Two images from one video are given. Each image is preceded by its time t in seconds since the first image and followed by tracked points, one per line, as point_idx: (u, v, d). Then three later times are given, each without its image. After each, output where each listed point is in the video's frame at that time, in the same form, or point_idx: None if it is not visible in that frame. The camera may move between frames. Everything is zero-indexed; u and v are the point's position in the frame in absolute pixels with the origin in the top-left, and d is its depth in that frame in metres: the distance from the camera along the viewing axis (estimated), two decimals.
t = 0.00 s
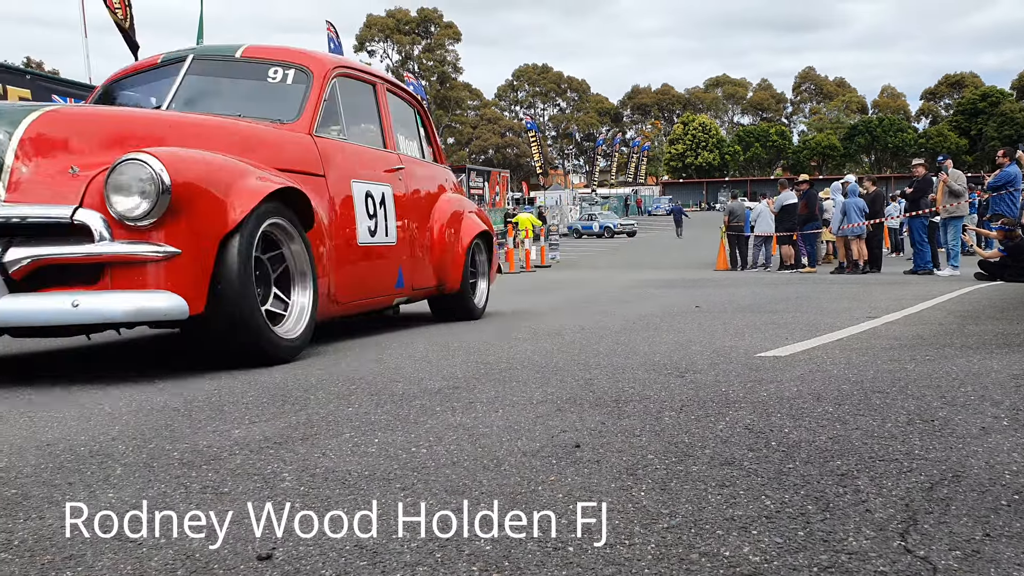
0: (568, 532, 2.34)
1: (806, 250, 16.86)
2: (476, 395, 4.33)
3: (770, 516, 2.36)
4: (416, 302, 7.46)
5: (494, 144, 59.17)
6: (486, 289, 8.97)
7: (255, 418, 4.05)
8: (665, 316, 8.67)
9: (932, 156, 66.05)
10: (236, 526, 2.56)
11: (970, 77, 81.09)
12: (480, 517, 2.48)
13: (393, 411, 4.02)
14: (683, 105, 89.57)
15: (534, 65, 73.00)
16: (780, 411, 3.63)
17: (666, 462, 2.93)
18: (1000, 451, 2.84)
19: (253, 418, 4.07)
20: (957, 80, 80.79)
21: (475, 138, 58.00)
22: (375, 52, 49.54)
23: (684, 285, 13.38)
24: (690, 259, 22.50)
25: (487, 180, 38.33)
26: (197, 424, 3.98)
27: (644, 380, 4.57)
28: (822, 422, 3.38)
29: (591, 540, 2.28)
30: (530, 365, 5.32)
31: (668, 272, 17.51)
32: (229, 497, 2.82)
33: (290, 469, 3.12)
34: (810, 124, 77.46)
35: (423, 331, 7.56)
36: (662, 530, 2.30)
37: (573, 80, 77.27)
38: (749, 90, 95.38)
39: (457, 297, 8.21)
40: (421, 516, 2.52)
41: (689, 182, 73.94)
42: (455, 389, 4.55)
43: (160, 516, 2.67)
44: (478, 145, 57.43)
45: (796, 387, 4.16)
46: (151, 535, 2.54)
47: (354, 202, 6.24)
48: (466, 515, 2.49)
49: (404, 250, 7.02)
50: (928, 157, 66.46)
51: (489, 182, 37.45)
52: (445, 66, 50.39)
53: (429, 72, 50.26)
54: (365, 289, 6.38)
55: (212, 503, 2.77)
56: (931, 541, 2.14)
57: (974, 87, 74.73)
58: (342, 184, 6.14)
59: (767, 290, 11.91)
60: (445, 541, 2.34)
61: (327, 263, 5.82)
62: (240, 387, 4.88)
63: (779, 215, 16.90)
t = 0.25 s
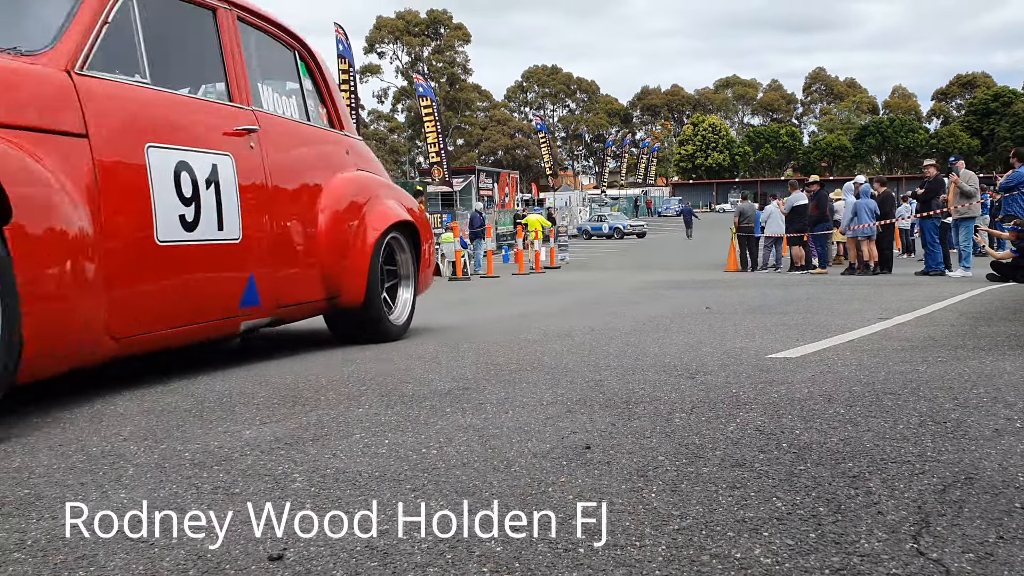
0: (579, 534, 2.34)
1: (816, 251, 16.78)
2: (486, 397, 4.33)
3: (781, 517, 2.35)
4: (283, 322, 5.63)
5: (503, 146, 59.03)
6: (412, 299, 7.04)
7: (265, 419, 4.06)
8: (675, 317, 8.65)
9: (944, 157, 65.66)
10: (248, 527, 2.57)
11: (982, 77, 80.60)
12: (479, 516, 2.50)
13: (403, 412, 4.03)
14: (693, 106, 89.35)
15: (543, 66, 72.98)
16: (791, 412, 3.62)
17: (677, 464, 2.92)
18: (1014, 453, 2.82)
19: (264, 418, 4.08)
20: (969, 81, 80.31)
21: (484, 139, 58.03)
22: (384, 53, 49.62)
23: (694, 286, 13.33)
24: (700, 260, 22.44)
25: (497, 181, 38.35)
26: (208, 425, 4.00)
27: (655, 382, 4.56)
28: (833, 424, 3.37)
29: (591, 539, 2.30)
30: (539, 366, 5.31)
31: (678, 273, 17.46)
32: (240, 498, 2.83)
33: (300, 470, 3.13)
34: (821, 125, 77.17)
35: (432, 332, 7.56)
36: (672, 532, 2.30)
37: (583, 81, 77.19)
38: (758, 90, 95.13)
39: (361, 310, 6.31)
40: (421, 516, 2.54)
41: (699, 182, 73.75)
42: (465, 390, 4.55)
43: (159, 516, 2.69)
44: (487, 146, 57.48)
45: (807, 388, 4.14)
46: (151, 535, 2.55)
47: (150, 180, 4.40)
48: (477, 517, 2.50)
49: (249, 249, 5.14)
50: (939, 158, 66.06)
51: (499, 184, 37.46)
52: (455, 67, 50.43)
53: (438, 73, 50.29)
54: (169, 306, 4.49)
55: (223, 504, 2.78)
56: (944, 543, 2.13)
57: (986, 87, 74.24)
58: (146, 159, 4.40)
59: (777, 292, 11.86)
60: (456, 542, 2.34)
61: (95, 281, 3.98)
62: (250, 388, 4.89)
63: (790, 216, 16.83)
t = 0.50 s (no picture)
0: (584, 540, 2.33)
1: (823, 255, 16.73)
2: (492, 402, 4.33)
3: (789, 523, 2.34)
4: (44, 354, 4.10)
5: (509, 153, 59.70)
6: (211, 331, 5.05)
7: (272, 425, 4.07)
8: (681, 322, 8.63)
9: (951, 161, 65.42)
10: (255, 533, 2.57)
11: (989, 80, 80.33)
12: (479, 517, 2.54)
13: (410, 417, 4.03)
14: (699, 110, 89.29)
15: (549, 71, 73.06)
16: (799, 418, 3.60)
17: (684, 469, 2.91)
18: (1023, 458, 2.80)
19: (271, 424, 4.09)
20: (975, 84, 80.08)
21: (490, 144, 58.08)
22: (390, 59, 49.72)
23: (700, 291, 13.31)
24: (706, 264, 22.42)
25: (503, 186, 38.38)
26: (214, 430, 4.00)
27: (661, 387, 4.55)
28: (841, 429, 3.35)
29: (590, 539, 2.33)
30: (545, 371, 5.30)
31: (684, 277, 17.40)
32: (246, 504, 2.83)
33: (307, 476, 3.13)
34: (827, 129, 77.05)
35: (438, 338, 7.56)
36: (679, 538, 2.29)
37: (588, 86, 77.23)
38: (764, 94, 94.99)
39: (96, 362, 4.23)
40: (426, 522, 2.54)
41: (706, 187, 73.67)
42: (472, 395, 4.55)
43: (159, 516, 2.75)
44: (493, 151, 57.55)
45: (814, 393, 4.13)
46: (151, 534, 2.61)
47: None
48: (483, 523, 2.49)
49: None
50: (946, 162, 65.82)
51: (505, 188, 37.49)
52: (460, 73, 50.51)
53: (444, 79, 50.37)
54: None
55: (229, 510, 2.78)
56: (952, 549, 2.12)
57: (993, 91, 73.99)
58: None
59: (784, 296, 11.82)
60: (462, 548, 2.34)
61: None
62: (257, 394, 4.90)
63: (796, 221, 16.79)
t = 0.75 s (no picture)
0: (587, 541, 2.33)
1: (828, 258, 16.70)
2: (495, 405, 4.33)
3: (793, 525, 2.34)
4: None
5: (513, 155, 59.22)
6: None
7: (276, 427, 4.07)
8: (685, 325, 8.61)
9: (955, 163, 65.28)
10: (258, 535, 2.57)
11: (993, 82, 80.17)
12: (479, 518, 2.56)
13: (413, 420, 4.03)
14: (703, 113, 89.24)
15: (553, 74, 73.11)
16: (802, 420, 3.59)
17: (687, 471, 2.91)
18: None
19: (275, 427, 4.10)
20: (979, 87, 79.94)
21: (494, 147, 58.10)
22: (394, 63, 49.81)
23: (704, 294, 13.29)
24: (710, 267, 22.39)
25: (507, 189, 38.40)
26: (219, 433, 4.01)
27: (665, 389, 4.55)
28: (845, 431, 3.35)
29: (590, 540, 2.35)
30: (549, 374, 5.30)
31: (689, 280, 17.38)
32: (250, 506, 2.84)
33: (311, 478, 3.13)
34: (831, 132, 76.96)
35: (441, 341, 7.57)
36: (683, 540, 2.29)
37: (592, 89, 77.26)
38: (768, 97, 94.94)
39: None
40: (429, 525, 2.54)
41: (710, 190, 73.60)
42: (475, 398, 4.55)
43: (159, 516, 2.78)
44: (497, 154, 57.59)
45: (818, 395, 4.12)
46: (151, 534, 2.64)
47: None
48: (486, 526, 2.49)
49: None
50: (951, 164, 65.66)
51: (508, 192, 37.51)
52: (464, 76, 50.56)
53: (448, 82, 50.43)
54: None
55: (234, 512, 2.78)
56: (957, 551, 2.11)
57: (997, 93, 73.84)
58: None
59: (788, 299, 11.80)
60: (466, 550, 2.34)
61: None
62: (261, 396, 4.90)
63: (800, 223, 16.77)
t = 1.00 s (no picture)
0: (589, 545, 2.33)
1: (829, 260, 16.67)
2: (497, 407, 4.33)
3: (794, 529, 2.34)
4: None
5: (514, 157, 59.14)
6: None
7: (277, 430, 4.07)
8: (686, 328, 8.60)
9: (957, 165, 65.22)
10: (259, 538, 2.57)
11: (995, 84, 80.14)
12: (479, 520, 2.57)
13: (414, 423, 4.03)
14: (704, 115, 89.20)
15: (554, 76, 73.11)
16: (804, 423, 3.59)
17: (689, 474, 2.91)
18: None
19: (276, 429, 4.10)
20: (981, 89, 79.87)
21: (495, 150, 58.09)
22: (395, 65, 49.84)
23: (706, 296, 13.28)
24: (712, 269, 22.37)
25: (508, 191, 38.39)
26: (220, 435, 4.01)
27: (667, 392, 4.55)
28: (846, 434, 3.34)
29: (590, 543, 2.35)
30: (551, 377, 5.30)
31: (690, 283, 17.37)
32: (251, 509, 2.84)
33: (312, 481, 3.13)
34: (833, 134, 76.98)
35: (443, 343, 7.55)
36: (685, 543, 2.29)
37: (593, 91, 77.25)
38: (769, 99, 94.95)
39: None
40: (429, 527, 2.55)
41: (711, 192, 73.56)
42: (476, 400, 4.55)
43: (159, 519, 2.79)
44: (498, 156, 57.59)
45: (819, 398, 4.12)
46: (151, 536, 2.65)
47: None
48: (488, 529, 2.50)
49: None
50: (953, 167, 65.60)
51: (510, 194, 37.51)
52: (466, 78, 50.57)
53: (449, 84, 50.43)
54: None
55: (235, 516, 2.77)
56: (959, 554, 2.11)
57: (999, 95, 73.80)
58: None
59: (790, 302, 11.79)
60: (467, 553, 2.34)
61: None
62: (263, 399, 4.90)
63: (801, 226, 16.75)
